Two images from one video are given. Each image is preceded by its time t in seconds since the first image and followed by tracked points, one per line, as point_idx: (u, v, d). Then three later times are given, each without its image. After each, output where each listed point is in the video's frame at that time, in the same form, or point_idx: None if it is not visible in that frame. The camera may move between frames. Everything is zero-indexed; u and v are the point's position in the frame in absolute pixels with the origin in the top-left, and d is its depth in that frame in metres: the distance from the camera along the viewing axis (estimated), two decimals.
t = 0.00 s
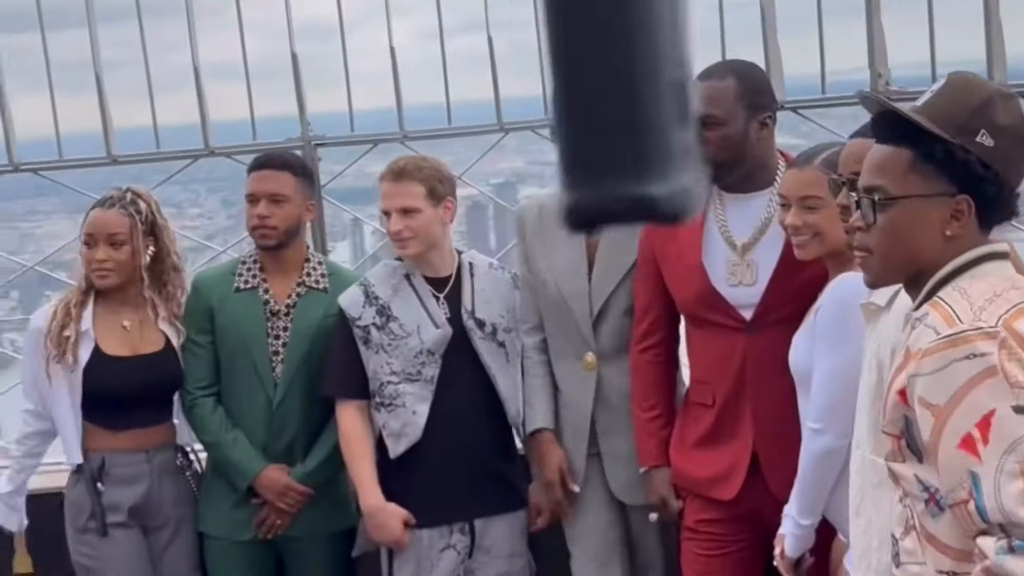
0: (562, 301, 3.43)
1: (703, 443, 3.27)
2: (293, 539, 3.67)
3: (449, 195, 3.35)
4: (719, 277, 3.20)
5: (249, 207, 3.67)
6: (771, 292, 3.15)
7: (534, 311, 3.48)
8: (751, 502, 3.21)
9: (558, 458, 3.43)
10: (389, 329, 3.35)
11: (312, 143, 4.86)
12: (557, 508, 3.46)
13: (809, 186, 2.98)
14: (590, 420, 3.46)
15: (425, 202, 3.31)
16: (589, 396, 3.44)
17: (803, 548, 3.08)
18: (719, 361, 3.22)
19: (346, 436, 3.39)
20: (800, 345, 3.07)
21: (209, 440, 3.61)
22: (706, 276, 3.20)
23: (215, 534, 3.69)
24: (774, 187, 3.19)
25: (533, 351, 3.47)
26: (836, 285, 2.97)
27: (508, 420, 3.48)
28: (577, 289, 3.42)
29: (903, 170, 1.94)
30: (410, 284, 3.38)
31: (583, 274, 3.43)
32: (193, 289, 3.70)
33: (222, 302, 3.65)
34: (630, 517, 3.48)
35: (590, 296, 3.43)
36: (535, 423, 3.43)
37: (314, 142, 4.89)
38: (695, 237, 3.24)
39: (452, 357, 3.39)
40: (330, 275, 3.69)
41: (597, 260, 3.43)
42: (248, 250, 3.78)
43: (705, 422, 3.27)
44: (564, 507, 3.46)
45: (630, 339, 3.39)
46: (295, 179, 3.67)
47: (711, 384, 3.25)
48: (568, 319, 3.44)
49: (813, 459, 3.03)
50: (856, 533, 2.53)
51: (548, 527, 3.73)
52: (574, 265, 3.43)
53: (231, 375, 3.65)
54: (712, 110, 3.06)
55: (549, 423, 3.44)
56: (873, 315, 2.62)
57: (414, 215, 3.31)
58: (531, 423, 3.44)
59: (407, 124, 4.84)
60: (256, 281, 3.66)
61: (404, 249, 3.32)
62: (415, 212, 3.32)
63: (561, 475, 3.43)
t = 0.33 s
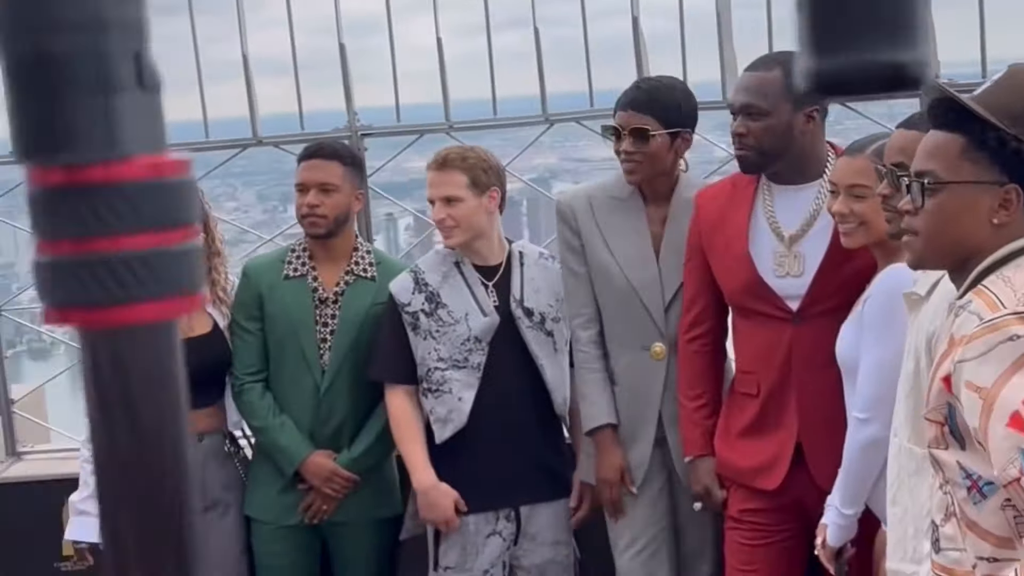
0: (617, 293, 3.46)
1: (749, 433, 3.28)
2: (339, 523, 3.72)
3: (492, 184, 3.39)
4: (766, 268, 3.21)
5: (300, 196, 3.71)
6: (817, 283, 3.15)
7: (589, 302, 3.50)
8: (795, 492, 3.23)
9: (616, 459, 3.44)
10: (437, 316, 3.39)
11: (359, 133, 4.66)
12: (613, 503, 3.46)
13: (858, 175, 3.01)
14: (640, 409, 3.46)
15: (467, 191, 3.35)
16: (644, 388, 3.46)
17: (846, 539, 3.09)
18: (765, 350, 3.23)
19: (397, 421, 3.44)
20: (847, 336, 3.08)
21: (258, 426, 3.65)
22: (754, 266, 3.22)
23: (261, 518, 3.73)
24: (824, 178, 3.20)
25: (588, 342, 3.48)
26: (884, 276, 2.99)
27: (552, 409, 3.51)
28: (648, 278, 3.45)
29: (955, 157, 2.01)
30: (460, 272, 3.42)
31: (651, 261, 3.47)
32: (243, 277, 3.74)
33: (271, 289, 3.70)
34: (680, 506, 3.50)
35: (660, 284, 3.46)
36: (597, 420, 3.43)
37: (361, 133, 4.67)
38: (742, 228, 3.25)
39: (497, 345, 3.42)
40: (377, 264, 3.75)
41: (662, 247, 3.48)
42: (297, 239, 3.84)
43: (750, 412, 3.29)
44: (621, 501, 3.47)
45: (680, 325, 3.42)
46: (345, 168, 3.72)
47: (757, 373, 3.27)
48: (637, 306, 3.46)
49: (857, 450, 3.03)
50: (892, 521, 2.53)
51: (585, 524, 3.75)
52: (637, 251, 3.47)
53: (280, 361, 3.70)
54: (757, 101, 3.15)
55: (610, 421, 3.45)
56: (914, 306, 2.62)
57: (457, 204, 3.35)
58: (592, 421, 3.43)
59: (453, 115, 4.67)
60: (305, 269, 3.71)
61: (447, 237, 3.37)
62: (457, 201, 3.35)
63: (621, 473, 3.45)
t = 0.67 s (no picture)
0: (674, 287, 3.47)
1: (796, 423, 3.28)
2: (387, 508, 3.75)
3: (547, 171, 3.41)
4: (815, 258, 3.21)
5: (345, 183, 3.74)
6: (867, 273, 3.14)
7: (642, 300, 3.47)
8: (841, 483, 3.23)
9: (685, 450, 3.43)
10: (488, 302, 3.41)
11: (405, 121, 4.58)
12: (673, 499, 3.46)
13: (908, 165, 3.01)
14: (702, 401, 3.47)
15: (521, 179, 3.37)
16: (699, 382, 3.47)
17: (893, 531, 3.08)
18: (813, 341, 3.23)
19: (445, 406, 3.46)
20: (896, 327, 3.07)
21: (304, 411, 3.71)
22: (803, 256, 3.20)
23: (307, 503, 3.76)
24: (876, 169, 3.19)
25: (640, 340, 3.46)
26: (936, 268, 2.98)
27: (600, 398, 3.52)
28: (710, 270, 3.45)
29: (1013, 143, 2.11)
30: (511, 258, 3.45)
31: (713, 252, 3.48)
32: (290, 263, 3.78)
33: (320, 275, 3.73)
34: (730, 495, 3.52)
35: (722, 274, 3.47)
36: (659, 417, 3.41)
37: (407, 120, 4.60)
38: (792, 217, 3.24)
39: (546, 332, 3.43)
40: (424, 251, 3.76)
41: (722, 240, 3.50)
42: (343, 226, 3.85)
43: (797, 402, 3.28)
44: (692, 492, 3.46)
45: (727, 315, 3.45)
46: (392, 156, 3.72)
47: (804, 364, 3.26)
48: (702, 300, 3.47)
49: (906, 443, 3.02)
50: (947, 514, 2.51)
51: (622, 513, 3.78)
52: (699, 244, 3.47)
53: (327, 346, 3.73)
54: (808, 89, 3.16)
55: (675, 416, 3.43)
56: (964, 296, 2.57)
57: (509, 191, 3.38)
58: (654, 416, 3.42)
59: (499, 104, 4.62)
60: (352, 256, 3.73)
61: (500, 223, 3.40)
62: (510, 188, 3.38)
63: (692, 465, 3.44)
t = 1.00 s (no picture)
0: (722, 279, 3.48)
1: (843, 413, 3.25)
2: (428, 493, 3.75)
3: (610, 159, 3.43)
4: (866, 247, 3.17)
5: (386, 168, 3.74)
6: (917, 264, 3.10)
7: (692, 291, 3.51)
8: (888, 476, 3.19)
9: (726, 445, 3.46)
10: (535, 290, 3.43)
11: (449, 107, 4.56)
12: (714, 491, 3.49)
13: (963, 156, 2.97)
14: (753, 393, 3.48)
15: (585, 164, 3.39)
16: (750, 373, 3.48)
17: (941, 526, 3.05)
18: (861, 331, 3.19)
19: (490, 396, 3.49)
20: (950, 319, 3.02)
21: (348, 395, 3.70)
22: (853, 244, 3.17)
23: (349, 488, 3.77)
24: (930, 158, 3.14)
25: (691, 332, 3.49)
26: (991, 260, 2.91)
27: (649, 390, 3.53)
28: (757, 262, 3.45)
29: None
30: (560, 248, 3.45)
31: (760, 243, 3.47)
32: (335, 249, 3.78)
33: (364, 260, 3.73)
34: (778, 485, 3.53)
35: (769, 267, 3.47)
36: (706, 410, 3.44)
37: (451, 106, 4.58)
38: (844, 204, 3.21)
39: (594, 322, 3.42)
40: (469, 238, 3.75)
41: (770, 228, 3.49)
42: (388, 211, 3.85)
43: (844, 392, 3.25)
44: (734, 484, 3.48)
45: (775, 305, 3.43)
46: (433, 142, 3.73)
47: (853, 354, 3.22)
48: (747, 291, 3.48)
49: (957, 437, 2.98)
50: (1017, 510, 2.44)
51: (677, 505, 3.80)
52: (746, 235, 3.47)
53: (371, 331, 3.74)
54: (865, 76, 3.13)
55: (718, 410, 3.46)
56: None
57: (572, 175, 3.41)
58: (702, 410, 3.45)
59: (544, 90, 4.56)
60: (397, 241, 3.73)
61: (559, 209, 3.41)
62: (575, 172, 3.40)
63: (734, 459, 3.46)
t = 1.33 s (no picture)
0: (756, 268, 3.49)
1: (875, 401, 3.23)
2: (457, 479, 3.76)
3: (648, 145, 3.46)
4: (901, 235, 3.15)
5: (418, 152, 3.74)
6: (954, 252, 3.07)
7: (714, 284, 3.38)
8: (919, 467, 3.17)
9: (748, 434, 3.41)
10: (568, 276, 3.44)
11: (481, 92, 4.56)
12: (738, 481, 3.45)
13: (996, 143, 2.94)
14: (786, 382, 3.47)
15: (626, 149, 3.41)
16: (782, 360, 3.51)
17: (975, 516, 3.02)
18: (896, 319, 3.17)
19: (530, 373, 3.44)
20: (982, 307, 3.00)
21: (378, 379, 3.70)
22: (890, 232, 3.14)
23: (377, 471, 3.79)
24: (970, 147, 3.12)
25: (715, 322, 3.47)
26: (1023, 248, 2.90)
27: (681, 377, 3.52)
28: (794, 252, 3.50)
29: None
30: (591, 233, 3.45)
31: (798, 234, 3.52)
32: (366, 232, 3.78)
33: (396, 245, 3.72)
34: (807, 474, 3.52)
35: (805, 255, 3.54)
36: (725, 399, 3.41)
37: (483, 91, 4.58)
38: (882, 190, 3.18)
39: (628, 308, 3.45)
40: (500, 223, 3.74)
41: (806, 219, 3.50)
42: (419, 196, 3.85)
43: (877, 379, 3.23)
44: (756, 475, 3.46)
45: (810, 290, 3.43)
46: (466, 126, 3.73)
47: (887, 342, 3.20)
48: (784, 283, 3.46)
49: (990, 428, 2.97)
50: None
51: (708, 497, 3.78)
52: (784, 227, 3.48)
53: (402, 315, 3.73)
54: (908, 62, 3.10)
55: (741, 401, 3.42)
56: None
57: (615, 159, 3.41)
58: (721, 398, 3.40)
59: (576, 78, 4.59)
60: (429, 226, 3.72)
61: (598, 193, 3.41)
62: (615, 156, 3.41)
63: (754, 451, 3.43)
